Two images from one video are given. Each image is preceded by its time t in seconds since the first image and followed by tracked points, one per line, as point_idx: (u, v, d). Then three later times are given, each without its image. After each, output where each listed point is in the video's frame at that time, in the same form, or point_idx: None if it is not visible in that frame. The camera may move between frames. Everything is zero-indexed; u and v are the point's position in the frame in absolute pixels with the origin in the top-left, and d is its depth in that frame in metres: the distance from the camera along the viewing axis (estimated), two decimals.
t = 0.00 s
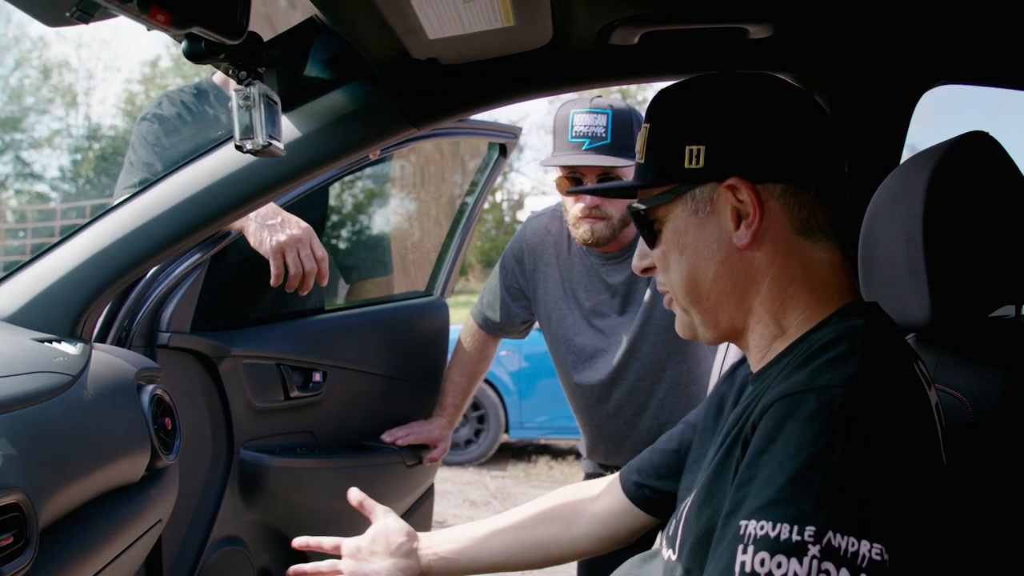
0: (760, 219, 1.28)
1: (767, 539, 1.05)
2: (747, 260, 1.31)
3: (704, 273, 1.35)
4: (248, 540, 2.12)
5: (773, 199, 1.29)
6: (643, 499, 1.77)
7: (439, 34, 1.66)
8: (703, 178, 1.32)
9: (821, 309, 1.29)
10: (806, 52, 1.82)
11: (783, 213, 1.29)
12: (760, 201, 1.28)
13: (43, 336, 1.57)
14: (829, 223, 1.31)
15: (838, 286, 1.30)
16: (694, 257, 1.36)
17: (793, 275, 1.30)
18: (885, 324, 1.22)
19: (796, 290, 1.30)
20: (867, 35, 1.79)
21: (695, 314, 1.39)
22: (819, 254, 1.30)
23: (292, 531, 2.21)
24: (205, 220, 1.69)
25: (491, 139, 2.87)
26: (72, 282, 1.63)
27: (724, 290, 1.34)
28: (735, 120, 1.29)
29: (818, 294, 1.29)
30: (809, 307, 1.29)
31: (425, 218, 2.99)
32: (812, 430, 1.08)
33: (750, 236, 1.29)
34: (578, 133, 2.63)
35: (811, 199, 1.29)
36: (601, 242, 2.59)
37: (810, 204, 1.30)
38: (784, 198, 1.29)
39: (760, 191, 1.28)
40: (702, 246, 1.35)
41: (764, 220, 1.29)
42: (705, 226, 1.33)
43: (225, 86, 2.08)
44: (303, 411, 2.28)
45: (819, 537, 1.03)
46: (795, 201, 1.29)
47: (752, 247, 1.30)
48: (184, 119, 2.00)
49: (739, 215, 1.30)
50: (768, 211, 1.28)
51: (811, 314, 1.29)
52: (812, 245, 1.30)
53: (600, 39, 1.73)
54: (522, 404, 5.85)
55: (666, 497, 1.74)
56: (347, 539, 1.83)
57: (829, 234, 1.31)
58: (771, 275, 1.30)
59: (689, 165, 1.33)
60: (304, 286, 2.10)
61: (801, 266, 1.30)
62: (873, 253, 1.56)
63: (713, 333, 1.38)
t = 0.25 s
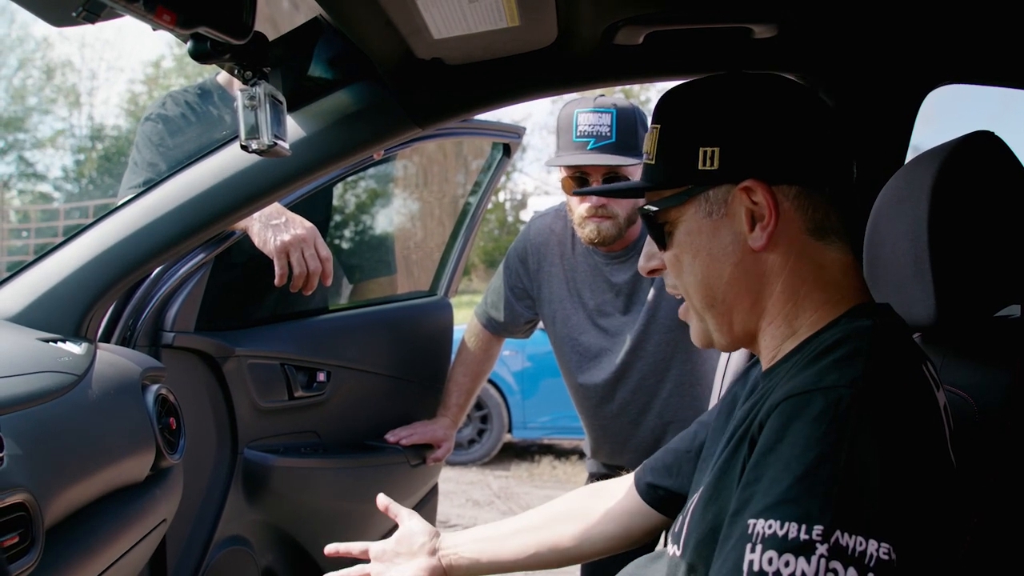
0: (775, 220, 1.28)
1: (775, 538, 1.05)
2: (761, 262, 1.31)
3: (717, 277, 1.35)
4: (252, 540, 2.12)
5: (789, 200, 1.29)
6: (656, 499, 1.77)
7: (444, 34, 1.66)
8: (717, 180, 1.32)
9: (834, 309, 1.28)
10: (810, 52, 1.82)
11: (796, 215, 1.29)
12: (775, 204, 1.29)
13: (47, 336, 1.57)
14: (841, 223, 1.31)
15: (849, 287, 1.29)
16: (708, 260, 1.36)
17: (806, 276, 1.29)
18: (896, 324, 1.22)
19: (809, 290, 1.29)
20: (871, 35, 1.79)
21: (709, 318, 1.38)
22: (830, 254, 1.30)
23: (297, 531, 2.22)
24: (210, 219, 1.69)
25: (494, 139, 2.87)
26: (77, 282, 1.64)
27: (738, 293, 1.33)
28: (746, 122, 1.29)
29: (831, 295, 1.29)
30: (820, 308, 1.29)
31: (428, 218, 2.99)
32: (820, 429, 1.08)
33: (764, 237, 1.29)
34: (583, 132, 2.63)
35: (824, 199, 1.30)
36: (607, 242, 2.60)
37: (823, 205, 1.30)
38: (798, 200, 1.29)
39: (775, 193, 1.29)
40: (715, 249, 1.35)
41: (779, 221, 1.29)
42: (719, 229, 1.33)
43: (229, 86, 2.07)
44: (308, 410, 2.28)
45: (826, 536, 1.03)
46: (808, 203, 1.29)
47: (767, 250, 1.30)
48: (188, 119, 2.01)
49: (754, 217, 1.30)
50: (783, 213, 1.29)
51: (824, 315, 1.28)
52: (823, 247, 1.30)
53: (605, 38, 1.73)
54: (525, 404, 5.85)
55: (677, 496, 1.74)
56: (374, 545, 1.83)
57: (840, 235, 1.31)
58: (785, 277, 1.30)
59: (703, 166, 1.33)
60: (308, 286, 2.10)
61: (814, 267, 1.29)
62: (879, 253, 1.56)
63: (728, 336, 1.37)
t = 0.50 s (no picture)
0: (766, 215, 1.28)
1: (780, 535, 1.05)
2: (754, 257, 1.31)
3: (713, 273, 1.35)
4: (253, 538, 2.13)
5: (781, 194, 1.29)
6: (650, 503, 1.77)
7: (445, 31, 1.66)
8: (710, 176, 1.31)
9: (829, 303, 1.29)
10: (811, 49, 1.82)
11: (789, 208, 1.29)
12: (766, 198, 1.28)
13: (48, 334, 1.57)
14: (835, 218, 1.31)
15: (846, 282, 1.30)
16: (702, 256, 1.36)
17: (802, 270, 1.30)
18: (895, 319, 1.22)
19: (803, 284, 1.30)
20: (872, 32, 1.78)
21: (703, 315, 1.37)
22: (827, 247, 1.30)
23: (299, 529, 2.22)
24: (211, 219, 1.69)
25: (495, 137, 2.88)
26: (79, 281, 1.63)
27: (732, 288, 1.33)
28: (741, 118, 1.28)
29: (825, 289, 1.29)
30: (816, 303, 1.29)
31: (429, 216, 2.99)
32: (825, 426, 1.08)
33: (757, 232, 1.29)
34: (587, 130, 2.63)
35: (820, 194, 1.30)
36: (616, 238, 2.60)
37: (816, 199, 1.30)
38: (790, 194, 1.29)
39: (767, 188, 1.29)
40: (709, 245, 1.35)
41: (772, 215, 1.29)
42: (712, 224, 1.33)
43: (231, 84, 2.08)
44: (310, 409, 2.28)
45: (832, 534, 1.02)
46: (800, 197, 1.29)
47: (759, 244, 1.30)
48: (189, 117, 2.00)
49: (745, 212, 1.30)
50: (773, 207, 1.29)
51: (819, 309, 1.29)
52: (820, 240, 1.30)
53: (606, 36, 1.73)
54: (526, 403, 5.85)
55: (671, 499, 1.74)
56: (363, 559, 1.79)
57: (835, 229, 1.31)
58: (778, 271, 1.30)
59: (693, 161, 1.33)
60: (309, 284, 2.10)
61: (808, 261, 1.30)
62: (880, 251, 1.56)
63: (723, 332, 1.37)
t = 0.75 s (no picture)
0: (763, 201, 1.29)
1: (716, 515, 1.09)
2: (750, 243, 1.31)
3: (709, 259, 1.35)
4: (250, 539, 2.12)
5: (780, 182, 1.29)
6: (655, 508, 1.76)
7: (439, 31, 1.66)
8: (716, 159, 1.33)
9: (825, 299, 1.27)
10: (806, 47, 1.82)
11: (789, 197, 1.29)
12: (767, 184, 1.29)
13: (43, 336, 1.56)
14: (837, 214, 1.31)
15: (846, 281, 1.28)
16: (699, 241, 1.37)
17: (799, 262, 1.29)
18: (889, 322, 1.21)
19: (799, 277, 1.28)
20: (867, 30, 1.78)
21: (696, 303, 1.38)
22: (826, 243, 1.29)
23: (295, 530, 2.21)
24: (204, 220, 1.69)
25: (491, 136, 2.88)
26: (73, 283, 1.63)
27: (727, 275, 1.33)
28: (744, 108, 1.29)
29: (822, 285, 1.28)
30: (813, 298, 1.27)
31: (426, 216, 2.98)
32: (789, 417, 1.10)
33: (754, 217, 1.29)
34: (583, 128, 2.63)
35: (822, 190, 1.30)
36: (613, 235, 2.61)
37: (818, 194, 1.30)
38: (791, 183, 1.29)
39: (770, 175, 1.29)
40: (707, 229, 1.35)
41: (769, 202, 1.29)
42: (710, 210, 1.34)
43: (225, 85, 2.09)
44: (306, 409, 2.28)
45: (764, 521, 1.05)
46: (802, 187, 1.29)
47: (755, 230, 1.30)
48: (184, 118, 2.00)
49: (744, 197, 1.30)
50: (771, 195, 1.29)
51: (815, 303, 1.27)
52: (819, 234, 1.29)
53: (600, 35, 1.73)
54: (523, 402, 5.84)
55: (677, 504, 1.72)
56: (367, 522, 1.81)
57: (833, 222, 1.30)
58: (774, 261, 1.29)
59: (694, 147, 1.35)
60: (304, 284, 2.09)
61: (806, 255, 1.29)
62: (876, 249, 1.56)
63: (716, 322, 1.36)
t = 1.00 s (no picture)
0: (754, 199, 1.29)
1: (648, 470, 1.12)
2: (742, 241, 1.31)
3: (704, 257, 1.36)
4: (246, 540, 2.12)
5: (773, 180, 1.29)
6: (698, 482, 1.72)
7: (433, 30, 1.66)
8: (709, 158, 1.33)
9: (816, 298, 1.26)
10: (801, 46, 1.82)
11: (780, 195, 1.28)
12: (757, 182, 1.29)
13: (38, 337, 1.56)
14: (830, 212, 1.29)
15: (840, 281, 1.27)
16: (694, 240, 1.38)
17: (791, 261, 1.28)
18: (877, 324, 1.19)
19: (792, 275, 1.28)
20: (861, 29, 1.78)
21: (695, 301, 1.39)
22: (819, 241, 1.28)
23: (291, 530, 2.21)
24: (198, 220, 1.68)
25: (487, 136, 2.87)
26: (68, 284, 1.63)
27: (721, 272, 1.34)
28: (738, 107, 1.29)
29: (814, 283, 1.27)
30: (805, 296, 1.26)
31: (422, 216, 2.97)
32: (740, 394, 1.13)
33: (745, 215, 1.29)
34: (576, 122, 2.61)
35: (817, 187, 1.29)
36: (609, 231, 2.61)
37: (811, 192, 1.29)
38: (781, 180, 1.28)
39: (761, 173, 1.29)
40: (702, 227, 1.36)
41: (762, 200, 1.29)
42: (706, 207, 1.35)
43: (220, 85, 2.06)
44: (303, 409, 2.29)
45: (685, 485, 1.09)
46: (795, 184, 1.28)
47: (746, 227, 1.30)
48: (178, 118, 2.00)
49: (736, 195, 1.30)
50: (762, 192, 1.29)
51: (806, 302, 1.26)
52: (813, 233, 1.28)
53: (594, 34, 1.73)
54: (521, 402, 5.84)
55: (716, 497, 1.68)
56: (386, 456, 1.84)
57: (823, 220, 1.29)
58: (766, 258, 1.29)
59: (694, 146, 1.35)
60: (300, 285, 2.08)
61: (798, 253, 1.28)
62: (870, 247, 1.56)
63: (714, 321, 1.37)
